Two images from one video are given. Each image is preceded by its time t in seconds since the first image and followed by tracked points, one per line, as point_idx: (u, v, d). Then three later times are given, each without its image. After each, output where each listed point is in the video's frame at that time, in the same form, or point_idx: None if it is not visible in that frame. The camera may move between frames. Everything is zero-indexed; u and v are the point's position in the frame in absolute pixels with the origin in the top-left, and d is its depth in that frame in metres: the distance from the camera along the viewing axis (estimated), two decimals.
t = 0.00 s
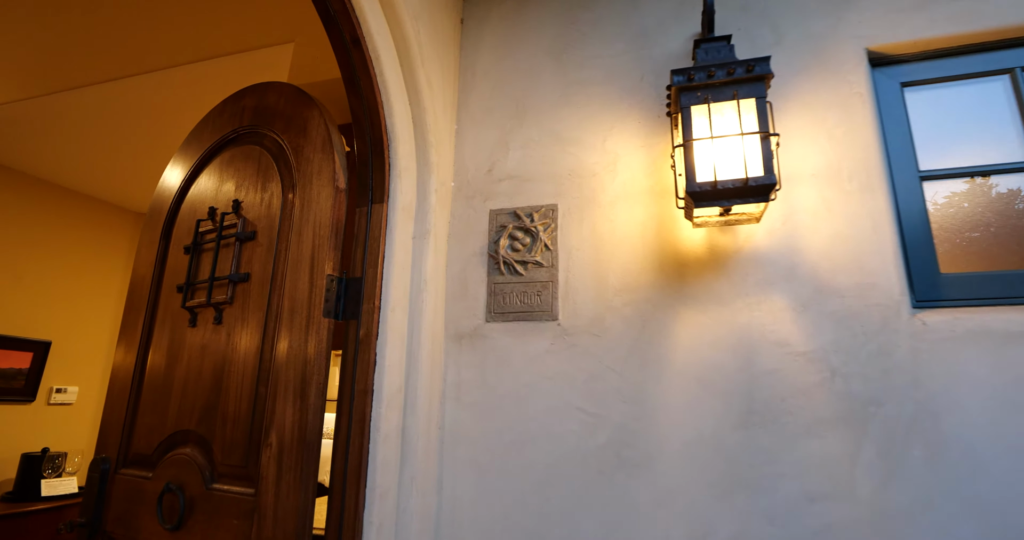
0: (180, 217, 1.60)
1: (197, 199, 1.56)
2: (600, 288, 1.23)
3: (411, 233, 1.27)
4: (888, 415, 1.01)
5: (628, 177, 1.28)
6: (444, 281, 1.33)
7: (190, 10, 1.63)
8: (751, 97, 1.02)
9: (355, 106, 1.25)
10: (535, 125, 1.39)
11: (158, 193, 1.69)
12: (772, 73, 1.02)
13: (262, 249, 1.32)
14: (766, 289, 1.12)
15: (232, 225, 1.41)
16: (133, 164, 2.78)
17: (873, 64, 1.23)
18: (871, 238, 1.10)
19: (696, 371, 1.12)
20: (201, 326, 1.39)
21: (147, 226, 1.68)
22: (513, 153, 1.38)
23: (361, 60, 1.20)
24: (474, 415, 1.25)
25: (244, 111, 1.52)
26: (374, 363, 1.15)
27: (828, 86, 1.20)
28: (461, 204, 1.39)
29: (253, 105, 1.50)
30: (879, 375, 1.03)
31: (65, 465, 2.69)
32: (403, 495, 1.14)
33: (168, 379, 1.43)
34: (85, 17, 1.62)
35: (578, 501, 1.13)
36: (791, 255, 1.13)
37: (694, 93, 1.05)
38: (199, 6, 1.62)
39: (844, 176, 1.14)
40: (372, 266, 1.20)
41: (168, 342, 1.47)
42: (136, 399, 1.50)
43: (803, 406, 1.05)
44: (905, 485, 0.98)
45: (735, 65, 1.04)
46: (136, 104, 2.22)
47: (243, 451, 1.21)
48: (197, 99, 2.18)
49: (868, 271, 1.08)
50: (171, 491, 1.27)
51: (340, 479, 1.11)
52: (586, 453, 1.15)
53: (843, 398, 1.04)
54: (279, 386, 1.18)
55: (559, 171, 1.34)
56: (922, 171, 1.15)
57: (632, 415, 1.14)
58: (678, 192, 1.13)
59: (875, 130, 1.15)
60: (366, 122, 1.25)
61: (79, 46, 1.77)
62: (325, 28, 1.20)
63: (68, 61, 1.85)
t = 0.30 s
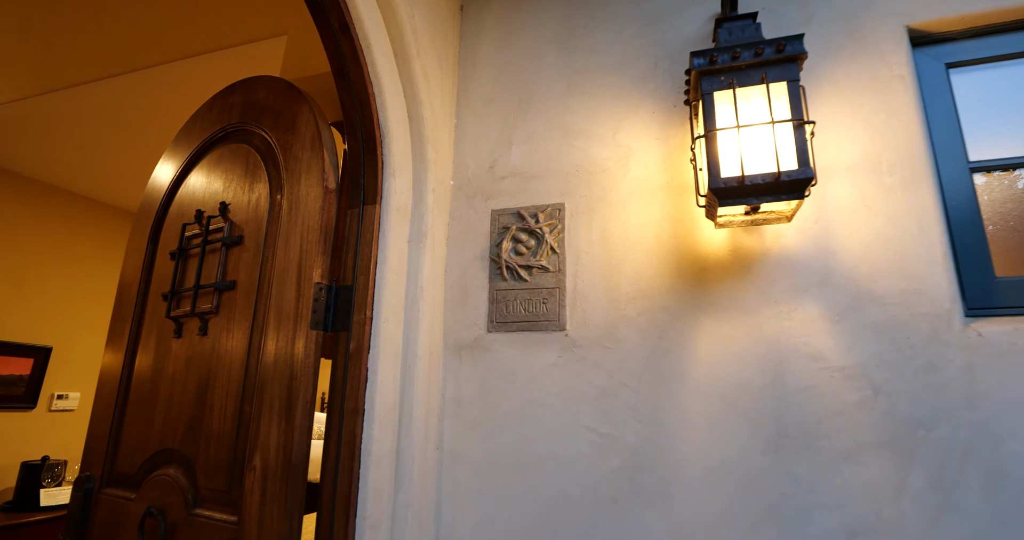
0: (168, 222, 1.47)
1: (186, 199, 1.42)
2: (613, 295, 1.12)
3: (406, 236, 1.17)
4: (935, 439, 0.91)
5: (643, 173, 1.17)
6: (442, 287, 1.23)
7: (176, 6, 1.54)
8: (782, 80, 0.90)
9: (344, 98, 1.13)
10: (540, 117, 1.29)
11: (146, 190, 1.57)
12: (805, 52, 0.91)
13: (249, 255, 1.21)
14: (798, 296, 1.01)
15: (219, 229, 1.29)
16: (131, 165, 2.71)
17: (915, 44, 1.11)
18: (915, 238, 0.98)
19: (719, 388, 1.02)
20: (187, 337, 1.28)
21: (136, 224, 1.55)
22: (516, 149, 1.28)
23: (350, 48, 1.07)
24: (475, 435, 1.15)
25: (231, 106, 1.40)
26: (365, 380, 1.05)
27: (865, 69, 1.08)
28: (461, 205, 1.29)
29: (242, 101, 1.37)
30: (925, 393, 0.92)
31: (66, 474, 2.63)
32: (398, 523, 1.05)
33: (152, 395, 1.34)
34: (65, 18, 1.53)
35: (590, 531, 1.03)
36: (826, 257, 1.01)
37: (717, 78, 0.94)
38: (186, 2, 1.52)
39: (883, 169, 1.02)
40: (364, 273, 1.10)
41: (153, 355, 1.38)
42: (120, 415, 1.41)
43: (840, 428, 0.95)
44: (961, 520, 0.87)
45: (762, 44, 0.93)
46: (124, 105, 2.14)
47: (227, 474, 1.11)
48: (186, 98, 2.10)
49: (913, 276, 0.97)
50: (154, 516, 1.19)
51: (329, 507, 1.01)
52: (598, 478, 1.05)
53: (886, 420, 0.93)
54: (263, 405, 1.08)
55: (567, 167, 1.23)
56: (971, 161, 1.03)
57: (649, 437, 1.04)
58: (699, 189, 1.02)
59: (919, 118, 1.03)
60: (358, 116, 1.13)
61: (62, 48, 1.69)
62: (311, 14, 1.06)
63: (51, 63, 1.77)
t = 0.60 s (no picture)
0: (159, 224, 1.42)
1: (177, 200, 1.37)
2: (619, 299, 1.06)
3: (401, 237, 1.11)
4: (973, 456, 0.83)
5: (651, 170, 1.11)
6: (441, 291, 1.17)
7: (167, 4, 1.49)
8: (801, 66, 0.84)
9: (335, 93, 1.07)
10: (543, 112, 1.22)
11: (138, 191, 1.53)
12: (827, 34, 0.84)
13: (238, 257, 1.16)
14: (819, 299, 0.94)
15: (208, 232, 1.24)
16: (133, 168, 2.68)
17: (943, 28, 1.03)
18: (947, 236, 0.91)
19: (734, 399, 0.95)
20: (175, 344, 1.24)
21: (128, 225, 1.50)
22: (518, 145, 1.22)
23: (341, 40, 1.01)
24: (474, 447, 1.09)
25: (222, 104, 1.35)
26: (357, 390, 0.99)
27: (890, 56, 1.01)
28: (460, 204, 1.23)
29: (233, 99, 1.32)
30: (960, 404, 0.85)
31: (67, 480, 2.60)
32: None
33: (140, 403, 1.29)
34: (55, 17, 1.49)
35: None
36: (849, 258, 0.94)
37: (730, 64, 0.87)
38: None
39: (911, 162, 0.95)
40: (355, 276, 1.04)
41: (142, 362, 1.33)
42: (110, 423, 1.36)
43: (867, 443, 0.87)
44: None
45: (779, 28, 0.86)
46: (122, 106, 2.10)
47: (213, 488, 1.06)
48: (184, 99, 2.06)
49: (945, 278, 0.89)
50: (139, 531, 1.13)
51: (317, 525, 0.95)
52: (606, 494, 0.98)
53: (918, 434, 0.85)
54: (250, 416, 1.02)
55: (571, 164, 1.17)
56: (1006, 152, 0.95)
57: (659, 450, 0.97)
58: (712, 185, 0.95)
59: (949, 107, 0.95)
60: (350, 111, 1.07)
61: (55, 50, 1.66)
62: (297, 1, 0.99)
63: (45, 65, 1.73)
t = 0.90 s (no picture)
0: (149, 226, 1.37)
1: (167, 201, 1.32)
2: (626, 303, 0.98)
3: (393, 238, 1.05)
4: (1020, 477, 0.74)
5: (660, 164, 1.03)
6: (437, 296, 1.11)
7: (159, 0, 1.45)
8: (824, 45, 0.77)
9: (323, 85, 1.02)
10: (545, 105, 1.16)
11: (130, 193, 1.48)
12: (853, 10, 0.76)
13: (225, 260, 1.11)
14: (844, 304, 0.86)
15: (195, 234, 1.19)
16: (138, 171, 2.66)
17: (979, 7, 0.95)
18: (987, 233, 0.82)
19: (752, 412, 0.87)
20: (160, 351, 1.18)
21: (119, 228, 1.45)
22: (518, 140, 1.15)
23: (327, 28, 0.96)
24: (472, 462, 1.02)
25: (212, 102, 1.30)
26: (343, 401, 0.93)
27: (921, 38, 0.92)
28: (458, 203, 1.16)
29: (223, 96, 1.27)
30: (1005, 420, 0.76)
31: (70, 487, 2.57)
32: None
33: (126, 412, 1.24)
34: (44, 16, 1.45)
35: None
36: (878, 258, 0.86)
37: (745, 45, 0.80)
38: None
39: (945, 152, 0.87)
40: (343, 279, 0.98)
41: (130, 369, 1.27)
42: (97, 433, 1.31)
43: (901, 463, 0.79)
44: None
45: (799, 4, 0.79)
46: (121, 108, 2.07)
47: (194, 504, 0.99)
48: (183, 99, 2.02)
49: (986, 279, 0.81)
50: None
51: None
52: (611, 515, 0.91)
53: (957, 453, 0.77)
54: (231, 427, 0.96)
55: (575, 159, 1.10)
56: None
57: (669, 468, 0.89)
58: (726, 179, 0.88)
59: (987, 92, 0.87)
60: (339, 104, 1.01)
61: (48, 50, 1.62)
62: None
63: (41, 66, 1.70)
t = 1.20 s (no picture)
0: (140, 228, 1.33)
1: (157, 203, 1.28)
2: (632, 307, 0.92)
3: (385, 239, 0.99)
4: None
5: (669, 159, 0.96)
6: (432, 300, 1.05)
7: None
8: (847, 22, 0.70)
9: (310, 79, 0.96)
10: (547, 97, 1.09)
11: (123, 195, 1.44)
12: None
13: (211, 263, 1.06)
14: (871, 308, 0.79)
15: (182, 236, 1.14)
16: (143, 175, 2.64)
17: None
18: None
19: (769, 427, 0.80)
20: (147, 358, 1.14)
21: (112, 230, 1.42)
22: (519, 135, 1.09)
23: (313, 18, 0.91)
24: (469, 477, 0.95)
25: (202, 100, 1.25)
26: (329, 413, 0.87)
27: (954, 18, 0.85)
28: (455, 202, 1.10)
29: (213, 93, 1.22)
30: None
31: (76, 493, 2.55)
32: None
33: (113, 421, 1.19)
34: (35, 15, 1.42)
35: None
36: (909, 258, 0.78)
37: (760, 24, 0.73)
38: None
39: (982, 141, 0.79)
40: (331, 283, 0.92)
41: (118, 376, 1.23)
42: (85, 442, 1.26)
43: (936, 484, 0.71)
44: None
45: None
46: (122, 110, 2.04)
47: (176, 521, 0.94)
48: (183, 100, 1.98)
49: None
50: None
51: None
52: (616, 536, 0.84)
53: (1001, 474, 0.69)
54: (212, 439, 0.91)
55: (578, 155, 1.03)
56: None
57: (679, 486, 0.82)
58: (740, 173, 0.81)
59: None
60: (326, 98, 0.96)
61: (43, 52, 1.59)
62: None
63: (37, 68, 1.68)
